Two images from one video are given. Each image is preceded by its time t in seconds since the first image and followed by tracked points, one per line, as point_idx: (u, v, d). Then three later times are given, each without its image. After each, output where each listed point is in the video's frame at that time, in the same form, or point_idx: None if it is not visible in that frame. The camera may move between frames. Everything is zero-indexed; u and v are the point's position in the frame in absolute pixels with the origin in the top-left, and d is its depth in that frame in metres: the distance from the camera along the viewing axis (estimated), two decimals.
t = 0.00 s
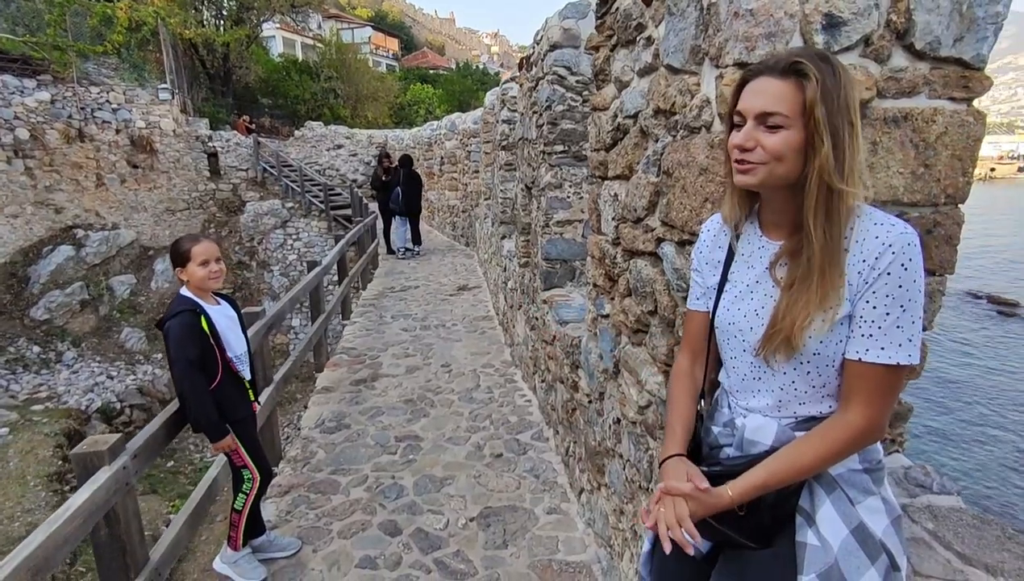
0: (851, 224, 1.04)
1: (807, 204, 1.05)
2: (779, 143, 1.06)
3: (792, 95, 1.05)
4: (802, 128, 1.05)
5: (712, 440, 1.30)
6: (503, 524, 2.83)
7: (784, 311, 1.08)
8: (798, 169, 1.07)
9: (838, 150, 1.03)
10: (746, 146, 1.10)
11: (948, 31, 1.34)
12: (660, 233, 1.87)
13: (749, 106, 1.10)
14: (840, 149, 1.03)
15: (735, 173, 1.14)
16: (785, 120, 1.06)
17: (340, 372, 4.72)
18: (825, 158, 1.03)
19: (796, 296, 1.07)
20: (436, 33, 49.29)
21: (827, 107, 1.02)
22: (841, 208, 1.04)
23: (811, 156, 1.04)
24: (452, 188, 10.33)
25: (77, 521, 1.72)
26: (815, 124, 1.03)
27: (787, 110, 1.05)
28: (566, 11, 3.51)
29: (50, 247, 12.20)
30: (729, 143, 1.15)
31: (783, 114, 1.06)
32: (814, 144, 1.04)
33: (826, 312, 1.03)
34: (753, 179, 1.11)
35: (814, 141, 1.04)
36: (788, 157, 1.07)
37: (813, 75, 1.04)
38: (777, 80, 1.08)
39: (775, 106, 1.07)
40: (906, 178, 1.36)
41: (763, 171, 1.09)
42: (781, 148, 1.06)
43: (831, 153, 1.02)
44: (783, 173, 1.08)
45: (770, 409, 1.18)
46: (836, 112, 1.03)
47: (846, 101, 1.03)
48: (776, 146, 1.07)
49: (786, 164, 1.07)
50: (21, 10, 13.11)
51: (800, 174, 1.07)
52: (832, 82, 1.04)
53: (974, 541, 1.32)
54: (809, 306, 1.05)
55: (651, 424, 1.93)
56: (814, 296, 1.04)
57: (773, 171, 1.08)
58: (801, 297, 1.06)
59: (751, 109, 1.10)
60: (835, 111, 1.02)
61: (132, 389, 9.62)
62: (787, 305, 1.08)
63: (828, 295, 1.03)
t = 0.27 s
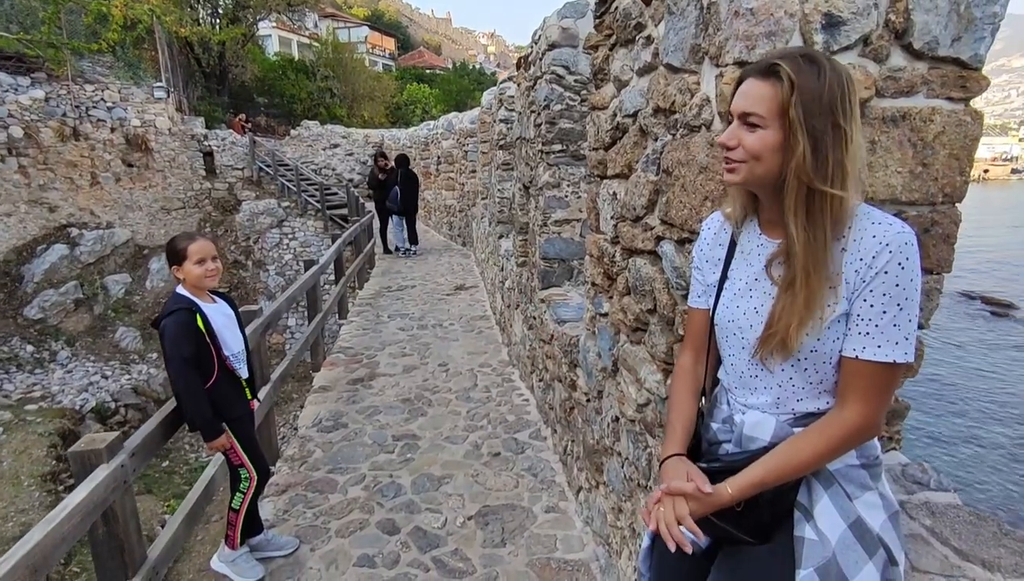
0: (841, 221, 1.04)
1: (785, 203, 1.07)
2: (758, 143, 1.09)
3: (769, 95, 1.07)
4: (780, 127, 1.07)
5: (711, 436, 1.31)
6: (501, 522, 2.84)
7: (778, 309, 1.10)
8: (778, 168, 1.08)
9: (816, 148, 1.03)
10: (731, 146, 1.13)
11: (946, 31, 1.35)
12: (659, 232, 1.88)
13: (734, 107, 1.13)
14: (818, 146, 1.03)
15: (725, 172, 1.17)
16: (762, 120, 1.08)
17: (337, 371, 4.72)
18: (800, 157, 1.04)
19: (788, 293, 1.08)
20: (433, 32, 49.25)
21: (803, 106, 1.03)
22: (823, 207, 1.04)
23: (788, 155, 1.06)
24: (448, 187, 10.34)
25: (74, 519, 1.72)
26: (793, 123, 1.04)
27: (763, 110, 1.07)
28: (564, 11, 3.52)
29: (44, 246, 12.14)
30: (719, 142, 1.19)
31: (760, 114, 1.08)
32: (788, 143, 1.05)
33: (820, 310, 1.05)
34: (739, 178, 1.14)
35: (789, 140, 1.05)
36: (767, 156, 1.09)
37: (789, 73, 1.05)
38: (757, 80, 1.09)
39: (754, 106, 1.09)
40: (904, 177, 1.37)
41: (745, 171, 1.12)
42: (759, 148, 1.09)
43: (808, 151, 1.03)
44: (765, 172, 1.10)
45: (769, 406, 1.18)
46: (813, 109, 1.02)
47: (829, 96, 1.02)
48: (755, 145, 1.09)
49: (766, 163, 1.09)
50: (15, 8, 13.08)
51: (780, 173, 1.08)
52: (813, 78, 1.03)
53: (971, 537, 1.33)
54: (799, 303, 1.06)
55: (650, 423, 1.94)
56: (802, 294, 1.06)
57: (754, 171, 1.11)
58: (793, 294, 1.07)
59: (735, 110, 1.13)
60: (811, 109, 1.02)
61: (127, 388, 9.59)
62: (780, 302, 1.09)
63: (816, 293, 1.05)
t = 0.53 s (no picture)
0: (829, 223, 1.05)
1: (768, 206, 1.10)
2: (744, 146, 1.11)
3: (751, 100, 1.09)
4: (762, 131, 1.08)
5: (708, 438, 1.31)
6: (499, 524, 2.84)
7: (774, 312, 1.11)
8: (762, 171, 1.10)
9: (796, 151, 1.04)
10: (721, 150, 1.16)
11: (943, 34, 1.35)
12: (657, 233, 1.88)
13: (722, 111, 1.16)
14: (799, 148, 1.04)
15: (718, 175, 1.20)
16: (746, 124, 1.10)
17: (335, 372, 4.71)
18: (781, 159, 1.05)
19: (782, 296, 1.09)
20: (431, 33, 49.29)
21: (781, 110, 1.04)
22: (808, 209, 1.06)
23: (770, 158, 1.07)
24: (446, 188, 10.33)
25: (71, 522, 1.71)
26: (772, 126, 1.06)
27: (746, 115, 1.09)
28: (562, 12, 3.51)
29: (41, 246, 12.10)
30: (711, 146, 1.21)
31: (744, 118, 1.10)
32: (770, 146, 1.07)
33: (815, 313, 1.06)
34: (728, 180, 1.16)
35: (770, 143, 1.06)
36: (752, 159, 1.11)
37: (768, 77, 1.06)
38: (742, 85, 1.11)
39: (738, 111, 1.11)
40: (901, 180, 1.37)
41: (733, 173, 1.15)
42: (744, 151, 1.11)
43: (789, 154, 1.05)
44: (752, 175, 1.12)
45: (766, 409, 1.18)
46: (791, 112, 1.03)
47: (808, 98, 1.03)
48: (741, 149, 1.12)
49: (752, 166, 1.11)
50: (12, 7, 12.95)
51: (764, 175, 1.10)
52: (793, 80, 1.04)
53: (967, 539, 1.34)
54: (792, 305, 1.08)
55: (647, 424, 1.94)
56: (791, 296, 1.08)
57: (742, 174, 1.13)
58: (786, 297, 1.08)
59: (723, 115, 1.16)
60: (790, 112, 1.03)
61: (124, 390, 9.56)
62: (775, 305, 1.10)
63: (807, 297, 1.07)
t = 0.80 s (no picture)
0: (827, 224, 1.05)
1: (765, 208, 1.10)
2: (739, 149, 1.12)
3: (746, 104, 1.10)
4: (757, 133, 1.09)
5: (709, 441, 1.31)
6: (498, 526, 2.83)
7: (773, 314, 1.10)
8: (758, 173, 1.10)
9: (791, 152, 1.05)
10: (717, 154, 1.17)
11: (942, 36, 1.35)
12: (657, 236, 1.88)
13: (718, 116, 1.17)
14: (794, 149, 1.04)
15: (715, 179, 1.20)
16: (741, 127, 1.11)
17: (334, 374, 4.71)
18: (775, 161, 1.06)
19: (781, 298, 1.09)
20: (430, 35, 49.34)
21: (774, 112, 1.04)
22: (804, 210, 1.06)
23: (765, 160, 1.08)
24: (445, 190, 10.33)
25: (69, 525, 1.71)
26: (766, 129, 1.06)
27: (740, 118, 1.10)
28: (561, 14, 3.51)
29: (39, 248, 12.08)
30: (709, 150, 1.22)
31: (739, 122, 1.11)
32: (764, 148, 1.07)
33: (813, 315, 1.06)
34: (726, 183, 1.17)
35: (764, 145, 1.07)
36: (747, 162, 1.11)
37: (761, 81, 1.07)
38: (736, 89, 1.12)
39: (733, 115, 1.12)
40: (901, 182, 1.37)
41: (730, 176, 1.15)
42: (740, 154, 1.12)
43: (783, 156, 1.05)
44: (749, 178, 1.12)
45: (767, 412, 1.18)
46: (785, 114, 1.04)
47: (802, 99, 1.03)
48: (737, 152, 1.12)
49: (748, 169, 1.11)
50: (10, 9, 12.95)
51: (760, 178, 1.10)
52: (786, 83, 1.04)
53: (969, 541, 1.34)
54: (791, 307, 1.08)
55: (648, 426, 1.94)
56: (789, 297, 1.08)
57: (739, 177, 1.13)
58: (785, 298, 1.08)
59: (718, 119, 1.16)
60: (783, 114, 1.04)
61: (122, 391, 9.54)
62: (774, 307, 1.10)
63: (806, 298, 1.07)
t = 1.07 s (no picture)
0: (827, 223, 1.05)
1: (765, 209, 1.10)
2: (739, 150, 1.11)
3: (744, 105, 1.10)
4: (756, 134, 1.09)
5: (711, 442, 1.31)
6: (499, 527, 2.82)
7: (773, 314, 1.10)
8: (757, 174, 1.10)
9: (790, 151, 1.04)
10: (717, 156, 1.17)
11: (944, 36, 1.35)
12: (658, 236, 1.87)
13: (716, 119, 1.17)
14: (792, 149, 1.04)
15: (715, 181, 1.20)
16: (740, 128, 1.11)
17: (334, 375, 4.70)
18: (774, 161, 1.06)
19: (781, 298, 1.09)
20: (429, 36, 49.39)
21: (772, 112, 1.04)
22: (804, 208, 1.06)
23: (764, 161, 1.08)
24: (445, 191, 10.33)
25: (68, 527, 1.70)
26: (764, 129, 1.06)
27: (739, 119, 1.10)
28: (561, 15, 3.51)
29: (38, 249, 12.07)
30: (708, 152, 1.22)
31: (738, 123, 1.11)
32: (763, 149, 1.07)
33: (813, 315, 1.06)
34: (726, 185, 1.16)
35: (763, 146, 1.07)
36: (746, 163, 1.11)
37: (758, 82, 1.07)
38: (734, 90, 1.12)
39: (731, 116, 1.12)
40: (903, 182, 1.37)
41: (730, 177, 1.15)
42: (739, 156, 1.12)
43: (782, 156, 1.05)
44: (748, 179, 1.12)
45: (769, 412, 1.17)
46: (783, 114, 1.04)
47: (799, 99, 1.03)
48: (736, 153, 1.12)
49: (748, 169, 1.11)
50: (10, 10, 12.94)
51: (759, 178, 1.10)
52: (783, 83, 1.04)
53: (972, 542, 1.33)
54: (791, 307, 1.07)
55: (649, 427, 1.93)
56: (790, 297, 1.07)
57: (739, 178, 1.13)
58: (785, 298, 1.08)
59: (717, 121, 1.16)
60: (781, 113, 1.04)
61: (121, 393, 9.53)
62: (775, 307, 1.10)
63: (807, 297, 1.06)
